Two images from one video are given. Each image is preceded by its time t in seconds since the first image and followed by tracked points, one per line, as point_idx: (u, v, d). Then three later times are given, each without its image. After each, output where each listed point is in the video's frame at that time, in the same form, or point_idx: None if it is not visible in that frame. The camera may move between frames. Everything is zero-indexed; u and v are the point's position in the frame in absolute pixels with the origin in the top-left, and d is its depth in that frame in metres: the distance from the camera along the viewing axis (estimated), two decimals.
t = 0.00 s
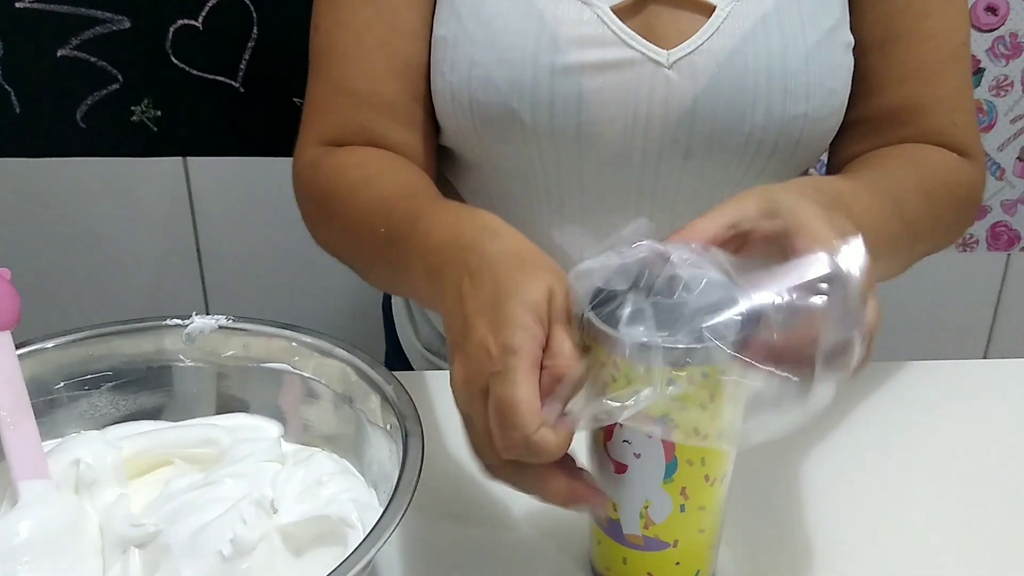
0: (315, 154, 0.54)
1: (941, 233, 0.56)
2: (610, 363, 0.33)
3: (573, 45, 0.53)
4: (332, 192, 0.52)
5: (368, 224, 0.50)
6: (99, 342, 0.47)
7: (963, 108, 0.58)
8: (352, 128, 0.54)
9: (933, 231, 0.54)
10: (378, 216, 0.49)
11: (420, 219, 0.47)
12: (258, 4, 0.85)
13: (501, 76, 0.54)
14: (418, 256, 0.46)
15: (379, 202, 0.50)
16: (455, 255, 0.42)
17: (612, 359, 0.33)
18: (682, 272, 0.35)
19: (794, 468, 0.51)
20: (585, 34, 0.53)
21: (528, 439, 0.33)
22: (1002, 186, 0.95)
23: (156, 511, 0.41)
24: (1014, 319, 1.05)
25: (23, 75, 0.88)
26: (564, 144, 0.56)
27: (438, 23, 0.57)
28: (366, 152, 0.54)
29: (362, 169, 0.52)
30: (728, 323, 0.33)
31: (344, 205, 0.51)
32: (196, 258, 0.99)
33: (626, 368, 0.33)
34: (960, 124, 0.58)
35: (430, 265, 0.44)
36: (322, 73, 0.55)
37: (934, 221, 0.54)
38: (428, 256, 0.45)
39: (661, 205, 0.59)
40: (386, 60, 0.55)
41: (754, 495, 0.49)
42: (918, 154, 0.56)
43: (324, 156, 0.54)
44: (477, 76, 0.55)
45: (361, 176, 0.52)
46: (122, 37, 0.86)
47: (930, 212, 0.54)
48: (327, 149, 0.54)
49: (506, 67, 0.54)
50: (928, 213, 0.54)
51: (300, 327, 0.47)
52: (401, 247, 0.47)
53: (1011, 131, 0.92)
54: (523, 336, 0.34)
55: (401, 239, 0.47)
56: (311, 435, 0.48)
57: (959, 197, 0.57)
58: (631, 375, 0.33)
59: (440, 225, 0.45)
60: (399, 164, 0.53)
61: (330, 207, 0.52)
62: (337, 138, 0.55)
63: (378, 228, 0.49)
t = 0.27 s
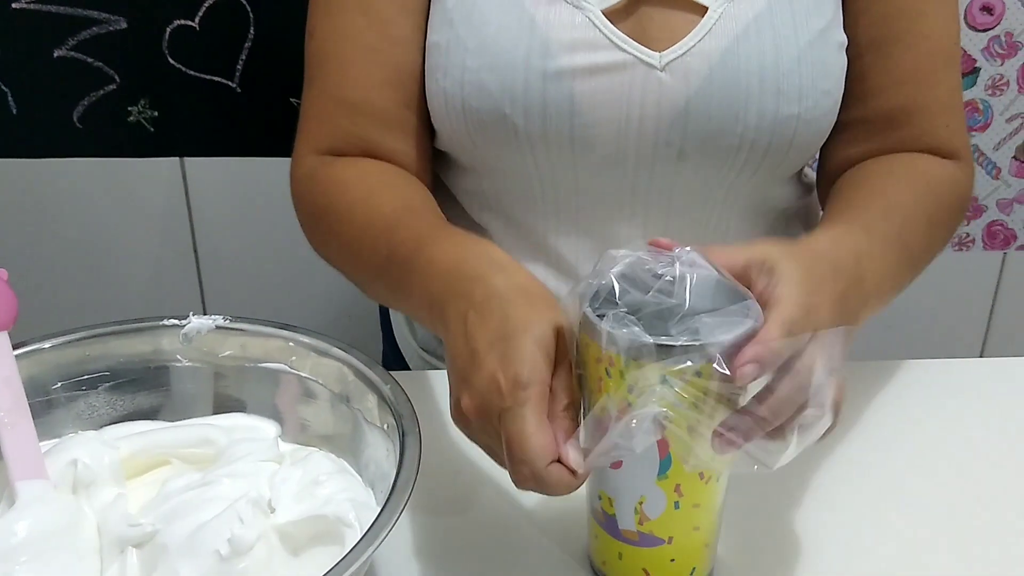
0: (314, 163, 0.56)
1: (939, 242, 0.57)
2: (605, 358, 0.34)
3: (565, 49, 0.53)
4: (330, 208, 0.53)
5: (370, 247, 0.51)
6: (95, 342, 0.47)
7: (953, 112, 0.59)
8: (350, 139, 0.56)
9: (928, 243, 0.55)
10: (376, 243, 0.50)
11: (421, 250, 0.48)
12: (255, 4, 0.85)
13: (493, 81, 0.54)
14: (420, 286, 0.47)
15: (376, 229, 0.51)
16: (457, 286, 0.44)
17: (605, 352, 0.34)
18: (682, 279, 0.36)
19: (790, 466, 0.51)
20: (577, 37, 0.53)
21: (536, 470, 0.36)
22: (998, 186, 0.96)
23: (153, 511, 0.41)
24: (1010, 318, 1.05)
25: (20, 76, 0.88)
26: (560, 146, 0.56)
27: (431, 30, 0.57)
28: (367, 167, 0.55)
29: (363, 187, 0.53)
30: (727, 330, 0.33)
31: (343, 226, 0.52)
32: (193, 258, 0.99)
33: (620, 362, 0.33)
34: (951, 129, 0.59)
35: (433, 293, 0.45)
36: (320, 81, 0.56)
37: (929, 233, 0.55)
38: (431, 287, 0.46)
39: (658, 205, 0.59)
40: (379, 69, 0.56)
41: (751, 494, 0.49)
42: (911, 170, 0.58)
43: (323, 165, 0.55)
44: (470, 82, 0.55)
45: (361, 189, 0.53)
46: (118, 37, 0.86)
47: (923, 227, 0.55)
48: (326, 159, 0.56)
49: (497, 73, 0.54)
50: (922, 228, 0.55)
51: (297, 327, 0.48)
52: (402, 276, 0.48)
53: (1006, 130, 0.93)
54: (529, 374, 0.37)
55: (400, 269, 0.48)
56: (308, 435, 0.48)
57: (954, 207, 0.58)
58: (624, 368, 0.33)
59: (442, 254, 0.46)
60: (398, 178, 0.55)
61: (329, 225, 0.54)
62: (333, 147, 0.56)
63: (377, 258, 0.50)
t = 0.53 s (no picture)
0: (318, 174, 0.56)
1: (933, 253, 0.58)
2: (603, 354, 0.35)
3: (566, 54, 0.53)
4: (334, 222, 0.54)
5: (375, 271, 0.51)
6: (95, 339, 0.48)
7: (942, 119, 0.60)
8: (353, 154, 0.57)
9: (920, 258, 0.57)
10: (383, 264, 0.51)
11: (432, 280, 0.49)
12: (255, 4, 0.85)
13: (493, 86, 0.54)
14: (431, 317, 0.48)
15: (382, 249, 0.52)
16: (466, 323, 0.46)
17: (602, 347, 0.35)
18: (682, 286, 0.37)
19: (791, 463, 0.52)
20: (578, 42, 0.53)
21: (542, 498, 0.37)
22: (997, 184, 0.96)
23: (155, 508, 0.41)
24: (1010, 317, 1.06)
25: (21, 75, 0.88)
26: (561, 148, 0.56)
27: (430, 36, 0.57)
28: (370, 180, 0.56)
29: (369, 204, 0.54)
30: (727, 328, 0.34)
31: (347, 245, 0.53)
32: (193, 257, 0.99)
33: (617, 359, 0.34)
34: (939, 139, 0.60)
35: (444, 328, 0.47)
36: (323, 84, 0.56)
37: (919, 247, 0.57)
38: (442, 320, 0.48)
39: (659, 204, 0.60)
40: (380, 76, 0.56)
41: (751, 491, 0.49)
42: (901, 187, 0.59)
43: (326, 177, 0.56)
44: (471, 88, 0.55)
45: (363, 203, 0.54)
46: (119, 37, 0.86)
47: (911, 244, 0.56)
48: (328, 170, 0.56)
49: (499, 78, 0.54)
50: (910, 245, 0.56)
51: (298, 325, 0.48)
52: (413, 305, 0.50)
53: (1006, 129, 0.93)
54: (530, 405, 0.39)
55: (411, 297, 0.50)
56: (310, 433, 0.48)
57: (945, 218, 0.59)
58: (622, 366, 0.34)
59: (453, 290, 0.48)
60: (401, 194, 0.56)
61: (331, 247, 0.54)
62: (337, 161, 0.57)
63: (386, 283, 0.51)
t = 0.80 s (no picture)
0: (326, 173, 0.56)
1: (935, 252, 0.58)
2: (605, 351, 0.35)
3: (570, 43, 0.54)
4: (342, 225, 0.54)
5: (381, 285, 0.51)
6: (97, 336, 0.48)
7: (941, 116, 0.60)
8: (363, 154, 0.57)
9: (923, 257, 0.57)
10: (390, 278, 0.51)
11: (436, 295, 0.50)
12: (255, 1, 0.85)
13: (497, 76, 0.55)
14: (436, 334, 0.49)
15: (387, 259, 0.52)
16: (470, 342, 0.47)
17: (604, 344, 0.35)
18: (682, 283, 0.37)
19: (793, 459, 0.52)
20: (581, 31, 0.53)
21: (550, 522, 0.39)
22: (998, 182, 0.96)
23: (156, 505, 0.41)
24: (1011, 314, 1.05)
25: (22, 73, 0.88)
26: (564, 140, 0.56)
27: (436, 26, 0.57)
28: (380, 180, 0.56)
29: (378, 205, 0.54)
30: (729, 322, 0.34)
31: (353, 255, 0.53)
32: (195, 254, 0.99)
33: (619, 355, 0.34)
34: (938, 137, 0.60)
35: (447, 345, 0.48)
36: (329, 81, 0.56)
37: (922, 246, 0.57)
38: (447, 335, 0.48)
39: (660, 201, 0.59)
40: (388, 69, 0.56)
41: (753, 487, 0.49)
42: (897, 187, 0.59)
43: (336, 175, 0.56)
44: (476, 77, 0.55)
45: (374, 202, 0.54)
46: (120, 34, 0.86)
47: (914, 244, 0.57)
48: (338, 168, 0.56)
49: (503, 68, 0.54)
50: (914, 245, 0.56)
51: (299, 322, 0.48)
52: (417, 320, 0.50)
53: (1007, 126, 0.93)
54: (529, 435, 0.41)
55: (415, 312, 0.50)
56: (311, 430, 0.48)
57: (946, 216, 0.59)
58: (623, 362, 0.34)
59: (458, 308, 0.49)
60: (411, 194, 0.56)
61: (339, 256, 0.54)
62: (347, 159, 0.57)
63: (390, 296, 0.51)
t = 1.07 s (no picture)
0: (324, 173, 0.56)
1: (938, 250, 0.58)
2: (609, 354, 0.34)
3: (565, 26, 0.54)
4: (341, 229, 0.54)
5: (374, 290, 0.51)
6: (95, 336, 0.48)
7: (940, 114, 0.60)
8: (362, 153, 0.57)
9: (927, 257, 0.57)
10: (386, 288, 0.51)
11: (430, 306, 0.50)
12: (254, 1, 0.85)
13: (492, 57, 0.55)
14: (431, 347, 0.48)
15: (380, 265, 0.52)
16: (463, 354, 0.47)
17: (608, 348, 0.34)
18: (677, 282, 0.37)
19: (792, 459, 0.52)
20: (577, 15, 0.54)
21: (541, 538, 0.38)
22: (997, 181, 0.96)
23: (154, 505, 0.41)
24: (1010, 314, 1.05)
25: (20, 73, 0.88)
26: (559, 127, 0.56)
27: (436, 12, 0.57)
28: (377, 182, 0.56)
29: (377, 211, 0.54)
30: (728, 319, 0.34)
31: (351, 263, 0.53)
32: (193, 254, 0.99)
33: (622, 357, 0.34)
34: (939, 134, 0.60)
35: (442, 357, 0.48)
36: (329, 77, 0.56)
37: (927, 245, 0.57)
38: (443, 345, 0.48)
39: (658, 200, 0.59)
40: (394, 60, 0.56)
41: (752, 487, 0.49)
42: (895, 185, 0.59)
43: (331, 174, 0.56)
44: (472, 61, 0.55)
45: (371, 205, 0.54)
46: (118, 34, 0.86)
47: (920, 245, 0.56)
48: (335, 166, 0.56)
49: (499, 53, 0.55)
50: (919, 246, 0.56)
51: (297, 321, 0.48)
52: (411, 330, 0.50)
53: (1006, 126, 0.93)
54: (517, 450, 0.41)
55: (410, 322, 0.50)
56: (309, 430, 0.48)
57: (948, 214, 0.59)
58: (627, 364, 0.34)
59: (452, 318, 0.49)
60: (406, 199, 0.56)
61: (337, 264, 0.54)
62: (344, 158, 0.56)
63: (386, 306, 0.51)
